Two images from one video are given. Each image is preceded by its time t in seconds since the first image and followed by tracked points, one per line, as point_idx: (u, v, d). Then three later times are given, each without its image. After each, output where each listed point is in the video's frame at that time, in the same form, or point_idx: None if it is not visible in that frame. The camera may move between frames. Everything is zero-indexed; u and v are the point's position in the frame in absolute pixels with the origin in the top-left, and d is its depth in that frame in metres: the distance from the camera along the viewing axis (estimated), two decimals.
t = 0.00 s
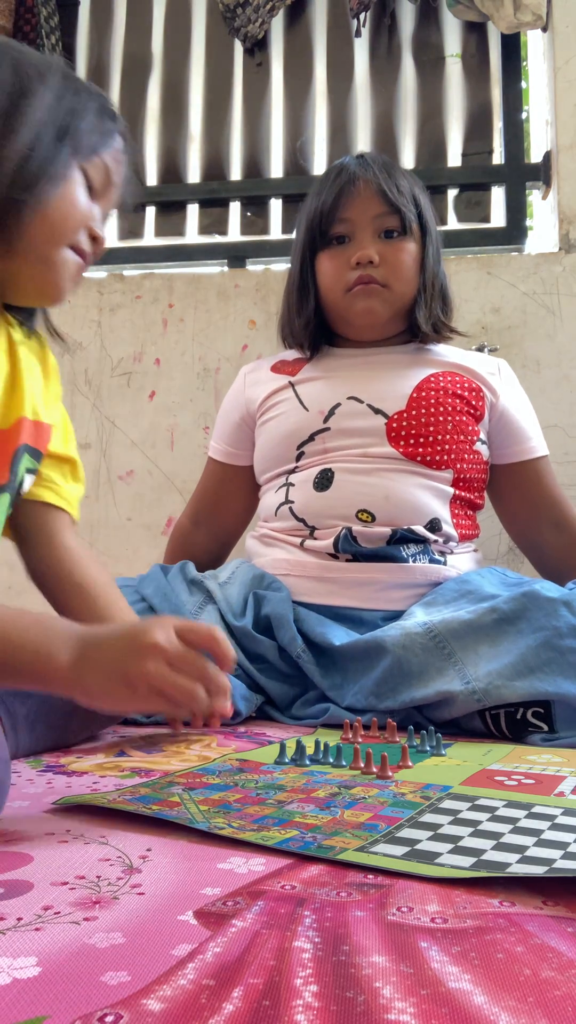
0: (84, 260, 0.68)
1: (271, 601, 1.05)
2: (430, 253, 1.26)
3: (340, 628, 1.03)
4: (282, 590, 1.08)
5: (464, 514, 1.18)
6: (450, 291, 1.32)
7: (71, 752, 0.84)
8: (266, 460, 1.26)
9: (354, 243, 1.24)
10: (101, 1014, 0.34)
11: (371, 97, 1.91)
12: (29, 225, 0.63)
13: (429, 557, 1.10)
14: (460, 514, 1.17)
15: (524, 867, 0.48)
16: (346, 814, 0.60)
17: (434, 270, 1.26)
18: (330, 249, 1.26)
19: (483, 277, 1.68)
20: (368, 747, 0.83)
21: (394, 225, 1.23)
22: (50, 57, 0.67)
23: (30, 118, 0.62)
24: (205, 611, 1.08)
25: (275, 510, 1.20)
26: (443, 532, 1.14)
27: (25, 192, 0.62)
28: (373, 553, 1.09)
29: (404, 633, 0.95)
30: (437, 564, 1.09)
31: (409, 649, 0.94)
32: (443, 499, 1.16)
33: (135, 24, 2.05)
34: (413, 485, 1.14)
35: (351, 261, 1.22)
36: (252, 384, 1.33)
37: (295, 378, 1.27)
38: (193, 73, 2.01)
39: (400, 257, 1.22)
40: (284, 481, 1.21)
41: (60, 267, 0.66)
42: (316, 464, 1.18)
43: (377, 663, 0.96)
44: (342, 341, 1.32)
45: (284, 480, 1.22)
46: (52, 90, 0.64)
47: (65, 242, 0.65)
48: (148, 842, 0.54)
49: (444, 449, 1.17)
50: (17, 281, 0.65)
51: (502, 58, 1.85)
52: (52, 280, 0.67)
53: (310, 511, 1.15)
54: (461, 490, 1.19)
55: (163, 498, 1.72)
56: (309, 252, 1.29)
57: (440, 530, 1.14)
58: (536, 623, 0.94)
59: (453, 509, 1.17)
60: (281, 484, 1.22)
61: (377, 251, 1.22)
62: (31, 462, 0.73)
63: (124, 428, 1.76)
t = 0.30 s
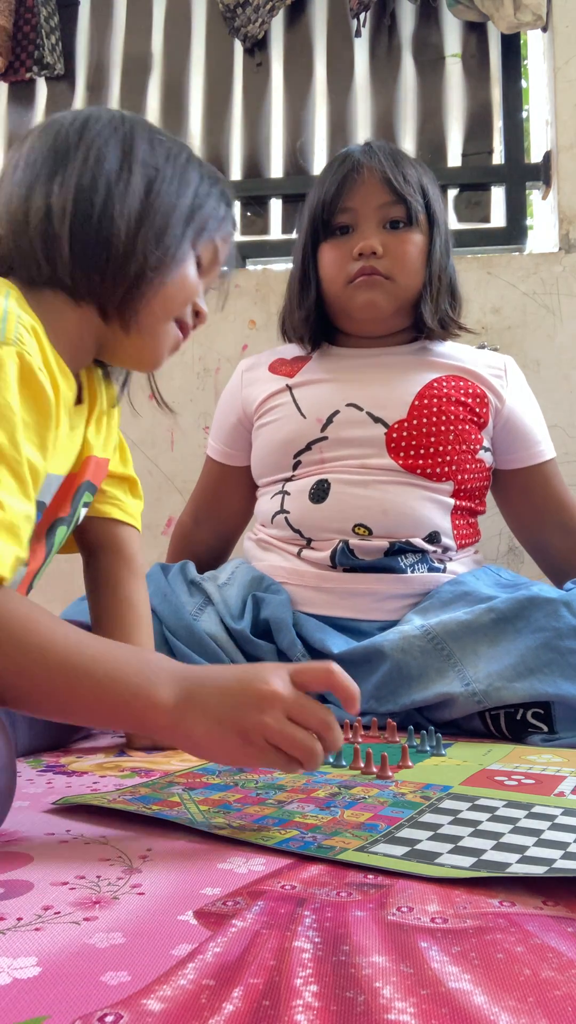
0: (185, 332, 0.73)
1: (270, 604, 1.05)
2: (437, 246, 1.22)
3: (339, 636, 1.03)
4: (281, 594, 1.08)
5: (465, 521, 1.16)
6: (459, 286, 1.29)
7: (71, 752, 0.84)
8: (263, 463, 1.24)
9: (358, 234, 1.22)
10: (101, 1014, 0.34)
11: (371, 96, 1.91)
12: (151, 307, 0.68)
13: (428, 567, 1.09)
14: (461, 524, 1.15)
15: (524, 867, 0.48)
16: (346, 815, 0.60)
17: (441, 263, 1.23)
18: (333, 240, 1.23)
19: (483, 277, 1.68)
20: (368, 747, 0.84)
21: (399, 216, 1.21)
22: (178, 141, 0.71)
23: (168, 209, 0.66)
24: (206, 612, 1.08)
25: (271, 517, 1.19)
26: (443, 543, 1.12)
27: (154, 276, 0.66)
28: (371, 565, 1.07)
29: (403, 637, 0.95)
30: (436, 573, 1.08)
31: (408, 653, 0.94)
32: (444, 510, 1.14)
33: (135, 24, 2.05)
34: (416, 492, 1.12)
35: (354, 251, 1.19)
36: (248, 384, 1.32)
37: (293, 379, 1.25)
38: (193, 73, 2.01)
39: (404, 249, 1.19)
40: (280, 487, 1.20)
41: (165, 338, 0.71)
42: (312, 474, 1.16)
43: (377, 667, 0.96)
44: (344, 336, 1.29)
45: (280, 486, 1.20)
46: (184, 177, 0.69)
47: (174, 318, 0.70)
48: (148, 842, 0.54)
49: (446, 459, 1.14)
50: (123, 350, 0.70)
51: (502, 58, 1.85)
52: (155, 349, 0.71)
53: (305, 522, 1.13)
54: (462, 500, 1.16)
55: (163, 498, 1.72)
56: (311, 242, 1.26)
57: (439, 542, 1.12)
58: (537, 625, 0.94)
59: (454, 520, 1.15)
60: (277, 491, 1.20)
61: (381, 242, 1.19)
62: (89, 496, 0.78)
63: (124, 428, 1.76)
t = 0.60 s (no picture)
0: (199, 365, 0.81)
1: (271, 610, 1.05)
2: (446, 245, 1.18)
3: (337, 645, 1.03)
4: (281, 599, 1.09)
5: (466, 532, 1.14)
6: (471, 284, 1.24)
7: (70, 752, 0.84)
8: (258, 470, 1.23)
9: (361, 228, 1.18)
10: (100, 1014, 0.34)
11: (371, 96, 1.91)
12: (179, 341, 0.74)
13: (427, 577, 1.09)
14: (463, 537, 1.14)
15: (524, 867, 0.48)
16: (347, 815, 0.60)
17: (450, 260, 1.18)
18: (335, 234, 1.20)
19: (483, 276, 1.67)
20: (369, 747, 0.84)
21: (406, 211, 1.17)
22: (223, 188, 0.78)
23: (207, 252, 0.74)
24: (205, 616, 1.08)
25: (267, 527, 1.18)
26: (441, 556, 1.12)
27: (186, 312, 0.73)
28: (368, 578, 1.07)
29: (401, 643, 0.95)
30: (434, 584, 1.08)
31: (407, 658, 0.94)
32: (445, 525, 1.12)
33: (135, 24, 2.05)
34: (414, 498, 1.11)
35: (355, 246, 1.16)
36: (246, 385, 1.29)
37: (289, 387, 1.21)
38: (192, 72, 2.01)
39: (408, 246, 1.15)
40: (276, 498, 1.19)
41: (182, 372, 0.78)
42: (309, 488, 1.15)
43: (376, 675, 0.96)
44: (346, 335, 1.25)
45: (276, 496, 1.19)
46: (224, 224, 0.76)
47: (193, 355, 0.77)
48: (148, 842, 0.54)
49: (447, 474, 1.12)
50: (142, 379, 0.76)
51: (502, 58, 1.85)
52: (173, 381, 0.78)
53: (302, 537, 1.13)
54: (464, 514, 1.14)
55: (163, 498, 1.72)
56: (314, 236, 1.23)
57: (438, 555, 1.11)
58: (537, 628, 0.94)
59: (456, 534, 1.13)
60: (272, 500, 1.19)
61: (383, 238, 1.15)
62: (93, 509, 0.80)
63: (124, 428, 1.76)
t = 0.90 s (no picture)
0: (193, 378, 0.82)
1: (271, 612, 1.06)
2: (446, 246, 1.15)
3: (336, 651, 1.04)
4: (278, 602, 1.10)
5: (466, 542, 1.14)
6: (473, 284, 1.21)
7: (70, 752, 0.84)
8: (252, 479, 1.21)
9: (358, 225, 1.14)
10: (101, 1014, 0.34)
11: (371, 96, 1.91)
12: (180, 355, 0.75)
13: (426, 586, 1.09)
14: (464, 547, 1.13)
15: (524, 867, 0.48)
16: (347, 815, 0.60)
17: (451, 261, 1.15)
18: (329, 230, 1.16)
19: (483, 276, 1.67)
20: (369, 747, 0.84)
21: (405, 208, 1.13)
22: (218, 209, 0.80)
23: (205, 269, 0.75)
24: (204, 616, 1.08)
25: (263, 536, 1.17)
26: (440, 567, 1.11)
27: (187, 327, 0.74)
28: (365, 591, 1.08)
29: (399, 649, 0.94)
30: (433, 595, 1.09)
31: (406, 664, 0.94)
32: (444, 538, 1.11)
33: (135, 24, 2.05)
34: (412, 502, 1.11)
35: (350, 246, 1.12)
36: (240, 389, 1.26)
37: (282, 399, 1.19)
38: (193, 72, 2.01)
39: (406, 246, 1.12)
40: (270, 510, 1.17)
41: (179, 385, 0.79)
42: (304, 502, 1.14)
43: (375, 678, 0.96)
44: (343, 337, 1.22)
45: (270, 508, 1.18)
46: (221, 244, 0.78)
47: (189, 368, 0.78)
48: (148, 842, 0.54)
49: (446, 490, 1.11)
50: (141, 390, 0.76)
51: (502, 57, 1.85)
52: (170, 393, 0.78)
53: (297, 550, 1.12)
54: (464, 525, 1.14)
55: (163, 497, 1.73)
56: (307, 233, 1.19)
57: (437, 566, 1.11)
58: (537, 631, 0.94)
59: (457, 546, 1.13)
60: (266, 510, 1.18)
61: (379, 238, 1.11)
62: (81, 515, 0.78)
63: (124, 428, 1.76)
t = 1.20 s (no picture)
0: (191, 387, 0.82)
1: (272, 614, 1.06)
2: (450, 239, 1.15)
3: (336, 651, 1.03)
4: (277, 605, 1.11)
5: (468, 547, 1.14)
6: (476, 283, 1.21)
7: (70, 751, 0.84)
8: (249, 483, 1.21)
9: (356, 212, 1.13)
10: (101, 1014, 0.34)
11: (372, 96, 1.91)
12: (181, 363, 0.75)
13: (426, 595, 1.10)
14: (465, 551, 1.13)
15: (524, 867, 0.48)
16: (347, 815, 0.60)
17: (455, 255, 1.15)
18: (326, 221, 1.14)
19: (483, 276, 1.67)
20: (369, 747, 0.84)
21: (407, 195, 1.12)
22: (216, 221, 0.81)
23: (205, 279, 0.76)
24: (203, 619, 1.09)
25: (261, 541, 1.18)
26: (441, 573, 1.11)
27: (189, 335, 0.74)
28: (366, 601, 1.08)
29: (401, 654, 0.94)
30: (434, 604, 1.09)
31: (408, 668, 0.93)
32: (446, 545, 1.11)
33: (135, 24, 2.05)
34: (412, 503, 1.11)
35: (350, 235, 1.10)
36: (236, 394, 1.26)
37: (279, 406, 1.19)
38: (192, 72, 2.01)
39: (406, 237, 1.10)
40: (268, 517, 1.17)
41: (178, 392, 0.79)
42: (302, 510, 1.13)
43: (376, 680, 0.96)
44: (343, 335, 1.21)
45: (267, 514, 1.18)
46: (219, 255, 0.78)
47: (189, 375, 0.78)
48: (148, 842, 0.54)
49: (447, 496, 1.11)
50: (142, 396, 0.76)
51: (502, 57, 1.85)
52: (169, 400, 0.79)
53: (295, 558, 1.12)
54: (464, 531, 1.14)
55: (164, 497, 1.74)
56: (304, 222, 1.18)
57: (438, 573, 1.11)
58: (536, 635, 0.95)
59: (459, 552, 1.13)
60: (263, 517, 1.18)
61: (379, 226, 1.10)
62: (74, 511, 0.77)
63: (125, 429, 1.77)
